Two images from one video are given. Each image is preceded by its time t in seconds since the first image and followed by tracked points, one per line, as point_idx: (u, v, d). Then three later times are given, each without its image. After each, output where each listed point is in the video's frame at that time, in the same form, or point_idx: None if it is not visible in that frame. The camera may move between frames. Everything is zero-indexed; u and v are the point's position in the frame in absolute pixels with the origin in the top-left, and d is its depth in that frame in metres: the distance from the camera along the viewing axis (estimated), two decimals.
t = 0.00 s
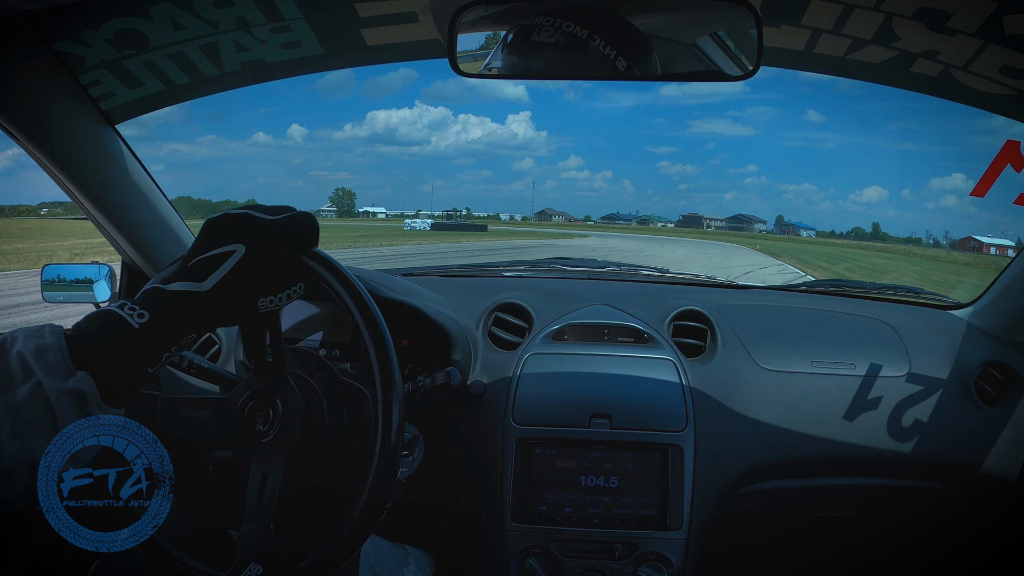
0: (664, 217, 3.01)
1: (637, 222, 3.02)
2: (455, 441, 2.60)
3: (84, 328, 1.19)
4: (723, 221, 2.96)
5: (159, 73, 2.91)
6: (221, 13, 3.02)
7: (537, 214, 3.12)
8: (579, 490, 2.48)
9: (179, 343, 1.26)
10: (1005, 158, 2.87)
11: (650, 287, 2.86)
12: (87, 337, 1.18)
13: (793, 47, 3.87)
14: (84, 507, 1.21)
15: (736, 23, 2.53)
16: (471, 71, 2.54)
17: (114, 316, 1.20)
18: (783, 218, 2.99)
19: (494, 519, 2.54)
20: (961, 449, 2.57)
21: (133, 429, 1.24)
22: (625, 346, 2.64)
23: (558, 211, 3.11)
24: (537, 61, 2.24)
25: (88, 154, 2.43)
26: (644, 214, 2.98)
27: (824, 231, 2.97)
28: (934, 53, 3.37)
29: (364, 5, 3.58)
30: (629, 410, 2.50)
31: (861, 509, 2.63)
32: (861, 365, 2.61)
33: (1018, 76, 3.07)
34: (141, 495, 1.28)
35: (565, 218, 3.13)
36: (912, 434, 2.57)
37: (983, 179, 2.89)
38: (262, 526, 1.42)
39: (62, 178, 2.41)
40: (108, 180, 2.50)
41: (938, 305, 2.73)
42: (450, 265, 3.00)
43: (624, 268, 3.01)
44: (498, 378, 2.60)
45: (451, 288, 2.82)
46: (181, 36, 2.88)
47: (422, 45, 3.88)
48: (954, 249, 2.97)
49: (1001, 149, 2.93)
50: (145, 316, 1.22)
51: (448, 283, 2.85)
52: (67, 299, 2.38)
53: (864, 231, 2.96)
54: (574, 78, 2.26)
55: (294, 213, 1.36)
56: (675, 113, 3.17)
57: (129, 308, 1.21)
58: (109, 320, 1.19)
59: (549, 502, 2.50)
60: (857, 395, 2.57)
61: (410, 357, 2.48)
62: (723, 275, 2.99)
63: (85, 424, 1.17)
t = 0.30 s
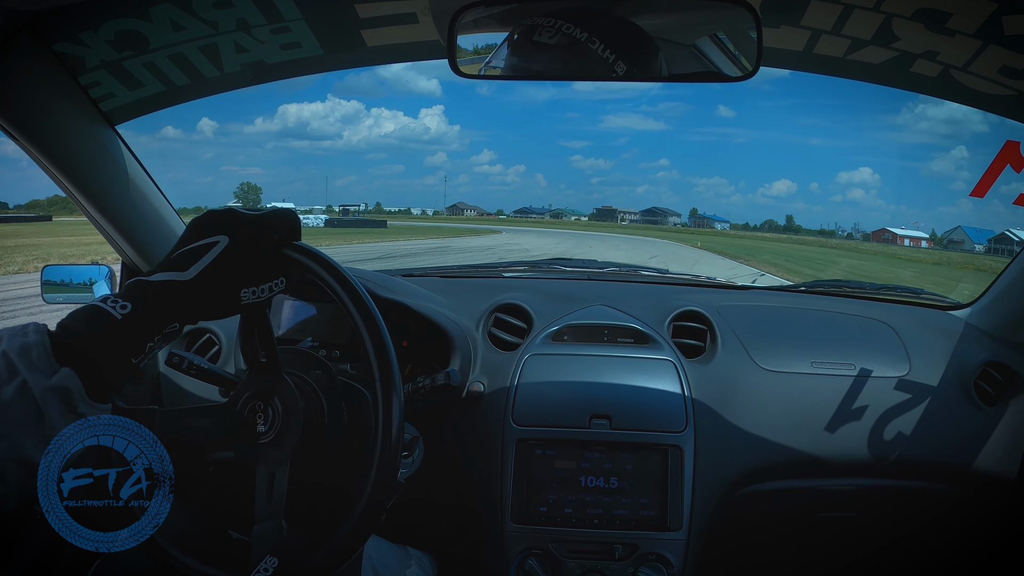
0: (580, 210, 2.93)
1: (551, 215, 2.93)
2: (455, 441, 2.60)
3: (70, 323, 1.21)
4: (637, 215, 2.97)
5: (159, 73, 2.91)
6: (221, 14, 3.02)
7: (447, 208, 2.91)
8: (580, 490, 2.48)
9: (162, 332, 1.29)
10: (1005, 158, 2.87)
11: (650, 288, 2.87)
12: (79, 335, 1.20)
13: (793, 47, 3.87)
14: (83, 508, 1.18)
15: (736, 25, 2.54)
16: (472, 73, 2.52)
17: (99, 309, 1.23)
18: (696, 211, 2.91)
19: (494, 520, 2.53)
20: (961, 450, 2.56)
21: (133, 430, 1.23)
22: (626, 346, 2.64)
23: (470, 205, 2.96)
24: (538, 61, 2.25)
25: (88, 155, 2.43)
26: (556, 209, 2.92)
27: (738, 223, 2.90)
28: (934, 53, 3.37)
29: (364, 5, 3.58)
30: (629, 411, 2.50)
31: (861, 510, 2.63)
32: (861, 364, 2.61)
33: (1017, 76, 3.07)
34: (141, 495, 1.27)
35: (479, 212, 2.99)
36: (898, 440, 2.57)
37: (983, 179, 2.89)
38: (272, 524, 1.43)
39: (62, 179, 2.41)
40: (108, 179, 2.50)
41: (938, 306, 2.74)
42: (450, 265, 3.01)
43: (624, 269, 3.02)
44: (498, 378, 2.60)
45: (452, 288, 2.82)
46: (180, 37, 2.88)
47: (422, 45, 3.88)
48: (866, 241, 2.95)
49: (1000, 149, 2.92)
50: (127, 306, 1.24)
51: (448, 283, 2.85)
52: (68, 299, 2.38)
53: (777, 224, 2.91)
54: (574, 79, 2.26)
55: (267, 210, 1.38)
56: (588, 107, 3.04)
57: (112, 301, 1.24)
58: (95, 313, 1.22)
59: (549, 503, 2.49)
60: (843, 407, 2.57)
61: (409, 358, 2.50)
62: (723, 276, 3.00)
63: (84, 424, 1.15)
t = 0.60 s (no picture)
0: (499, 206, 3.23)
1: (471, 210, 3.27)
2: (454, 440, 2.60)
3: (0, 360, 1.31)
4: (558, 209, 3.20)
5: (159, 73, 2.91)
6: (221, 14, 3.01)
7: (364, 205, 3.19)
8: (580, 490, 2.48)
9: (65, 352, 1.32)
10: (1007, 158, 2.86)
11: (650, 287, 2.87)
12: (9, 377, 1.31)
13: (793, 46, 3.87)
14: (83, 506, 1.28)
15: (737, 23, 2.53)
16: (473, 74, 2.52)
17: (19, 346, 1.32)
18: (619, 205, 3.09)
19: (494, 519, 2.54)
20: (963, 449, 2.56)
21: (133, 430, 1.29)
22: (627, 346, 2.64)
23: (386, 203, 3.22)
24: (539, 61, 2.25)
25: (88, 155, 2.43)
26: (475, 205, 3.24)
27: (659, 216, 3.10)
28: (936, 52, 3.36)
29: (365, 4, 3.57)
30: (631, 410, 2.50)
31: (863, 509, 2.63)
32: (862, 365, 2.61)
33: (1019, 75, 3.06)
34: (141, 495, 1.32)
35: (396, 208, 3.24)
36: (903, 440, 2.57)
37: (985, 178, 2.88)
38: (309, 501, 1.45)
39: (63, 179, 2.40)
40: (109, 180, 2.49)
41: (940, 305, 2.74)
42: (451, 266, 3.01)
43: (626, 269, 3.02)
44: (499, 378, 2.60)
45: (453, 288, 2.82)
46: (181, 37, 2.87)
47: (423, 45, 3.87)
48: (791, 232, 3.13)
49: (1003, 149, 2.92)
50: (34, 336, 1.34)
51: (449, 283, 2.85)
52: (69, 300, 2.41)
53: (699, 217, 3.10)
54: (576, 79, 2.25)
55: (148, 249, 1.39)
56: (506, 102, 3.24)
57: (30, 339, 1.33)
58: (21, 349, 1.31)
59: (550, 502, 2.49)
60: (830, 418, 2.56)
61: (410, 357, 2.50)
62: (724, 276, 3.01)
63: (83, 425, 1.28)
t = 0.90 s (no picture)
0: (455, 206, 3.02)
1: (427, 212, 3.02)
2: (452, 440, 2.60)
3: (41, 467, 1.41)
4: (518, 207, 3.05)
5: (157, 73, 2.91)
6: (218, 14, 3.01)
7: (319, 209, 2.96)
8: (578, 490, 2.49)
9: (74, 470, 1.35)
10: (1004, 157, 2.87)
11: (648, 287, 2.88)
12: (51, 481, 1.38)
13: (791, 46, 3.87)
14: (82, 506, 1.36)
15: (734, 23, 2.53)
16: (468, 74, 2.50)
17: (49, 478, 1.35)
18: (577, 202, 3.03)
19: (492, 519, 2.54)
20: (962, 448, 2.56)
21: (133, 430, 1.37)
22: (624, 346, 2.64)
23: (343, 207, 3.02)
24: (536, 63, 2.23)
25: (86, 156, 2.41)
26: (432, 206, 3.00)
27: (620, 213, 3.06)
28: (933, 52, 3.37)
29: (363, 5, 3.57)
30: (628, 410, 2.50)
31: (862, 509, 2.62)
32: (859, 365, 2.61)
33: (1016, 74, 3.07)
34: (141, 495, 1.39)
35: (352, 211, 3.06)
36: (932, 423, 2.57)
37: (982, 177, 2.88)
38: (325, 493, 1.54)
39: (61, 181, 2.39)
40: (106, 180, 2.48)
41: (937, 305, 2.74)
42: (448, 266, 3.01)
43: (623, 268, 3.03)
44: (496, 378, 2.60)
45: (450, 287, 2.83)
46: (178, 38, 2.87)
47: (420, 45, 3.87)
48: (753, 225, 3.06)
49: (999, 148, 2.93)
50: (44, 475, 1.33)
51: (446, 283, 2.85)
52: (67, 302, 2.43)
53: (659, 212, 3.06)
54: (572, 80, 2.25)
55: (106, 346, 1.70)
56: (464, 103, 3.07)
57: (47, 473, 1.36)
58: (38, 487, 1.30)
59: (547, 502, 2.50)
60: (826, 426, 2.56)
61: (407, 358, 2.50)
62: (722, 276, 3.01)
63: (83, 427, 1.34)
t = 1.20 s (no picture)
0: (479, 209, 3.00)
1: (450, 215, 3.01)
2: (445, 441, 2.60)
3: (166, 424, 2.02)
4: (543, 208, 2.96)
5: (150, 75, 2.91)
6: (211, 16, 3.01)
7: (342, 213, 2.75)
8: (571, 490, 2.49)
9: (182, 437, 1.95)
10: (996, 156, 2.87)
11: (642, 287, 2.88)
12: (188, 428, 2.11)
13: (784, 47, 3.88)
14: (90, 503, 1.75)
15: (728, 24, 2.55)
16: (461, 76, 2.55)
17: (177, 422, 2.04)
18: (604, 202, 2.95)
19: (485, 520, 2.54)
20: (956, 447, 2.56)
21: (132, 430, 1.67)
22: (617, 346, 2.65)
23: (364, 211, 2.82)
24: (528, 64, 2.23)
25: (80, 160, 2.39)
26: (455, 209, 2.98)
27: (646, 210, 2.91)
28: (925, 52, 3.38)
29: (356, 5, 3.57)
30: (621, 411, 2.51)
31: (856, 509, 2.62)
32: (854, 365, 2.62)
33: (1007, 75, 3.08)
34: (142, 489, 1.74)
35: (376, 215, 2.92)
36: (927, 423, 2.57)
37: (975, 177, 2.89)
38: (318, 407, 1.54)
39: (55, 185, 2.37)
40: (99, 183, 2.45)
41: (930, 304, 2.74)
42: (441, 266, 3.01)
43: (617, 269, 3.03)
44: (490, 379, 2.60)
45: (443, 288, 2.83)
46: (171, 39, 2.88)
47: (413, 45, 3.86)
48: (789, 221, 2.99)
49: (991, 148, 2.93)
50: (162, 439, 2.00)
51: (440, 284, 2.85)
52: (60, 304, 2.43)
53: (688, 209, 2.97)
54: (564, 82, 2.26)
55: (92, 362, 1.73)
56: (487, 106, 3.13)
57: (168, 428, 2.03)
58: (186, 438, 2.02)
59: (540, 503, 2.50)
60: (831, 421, 2.57)
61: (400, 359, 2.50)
62: (717, 276, 3.00)
63: (83, 426, 1.64)
